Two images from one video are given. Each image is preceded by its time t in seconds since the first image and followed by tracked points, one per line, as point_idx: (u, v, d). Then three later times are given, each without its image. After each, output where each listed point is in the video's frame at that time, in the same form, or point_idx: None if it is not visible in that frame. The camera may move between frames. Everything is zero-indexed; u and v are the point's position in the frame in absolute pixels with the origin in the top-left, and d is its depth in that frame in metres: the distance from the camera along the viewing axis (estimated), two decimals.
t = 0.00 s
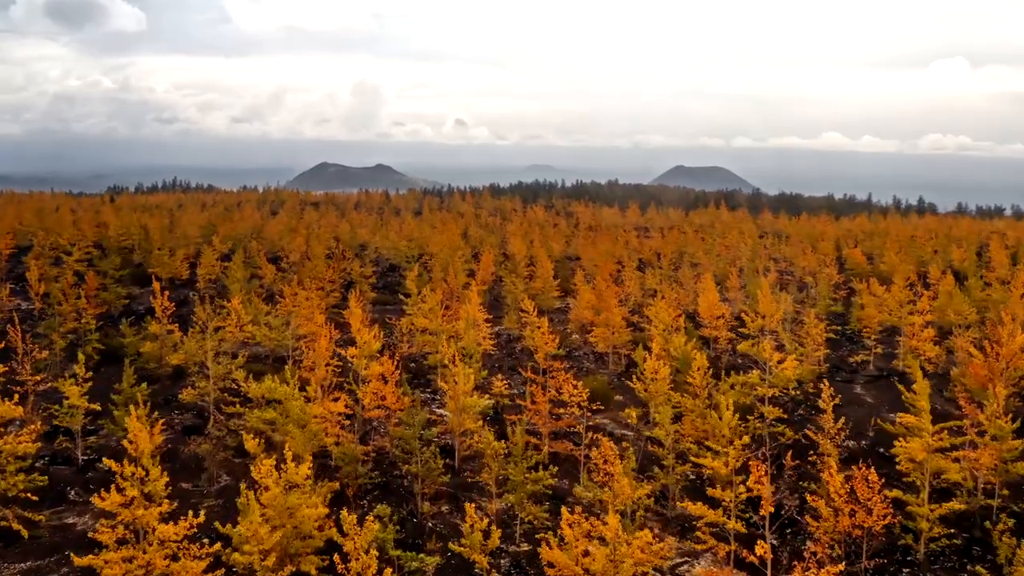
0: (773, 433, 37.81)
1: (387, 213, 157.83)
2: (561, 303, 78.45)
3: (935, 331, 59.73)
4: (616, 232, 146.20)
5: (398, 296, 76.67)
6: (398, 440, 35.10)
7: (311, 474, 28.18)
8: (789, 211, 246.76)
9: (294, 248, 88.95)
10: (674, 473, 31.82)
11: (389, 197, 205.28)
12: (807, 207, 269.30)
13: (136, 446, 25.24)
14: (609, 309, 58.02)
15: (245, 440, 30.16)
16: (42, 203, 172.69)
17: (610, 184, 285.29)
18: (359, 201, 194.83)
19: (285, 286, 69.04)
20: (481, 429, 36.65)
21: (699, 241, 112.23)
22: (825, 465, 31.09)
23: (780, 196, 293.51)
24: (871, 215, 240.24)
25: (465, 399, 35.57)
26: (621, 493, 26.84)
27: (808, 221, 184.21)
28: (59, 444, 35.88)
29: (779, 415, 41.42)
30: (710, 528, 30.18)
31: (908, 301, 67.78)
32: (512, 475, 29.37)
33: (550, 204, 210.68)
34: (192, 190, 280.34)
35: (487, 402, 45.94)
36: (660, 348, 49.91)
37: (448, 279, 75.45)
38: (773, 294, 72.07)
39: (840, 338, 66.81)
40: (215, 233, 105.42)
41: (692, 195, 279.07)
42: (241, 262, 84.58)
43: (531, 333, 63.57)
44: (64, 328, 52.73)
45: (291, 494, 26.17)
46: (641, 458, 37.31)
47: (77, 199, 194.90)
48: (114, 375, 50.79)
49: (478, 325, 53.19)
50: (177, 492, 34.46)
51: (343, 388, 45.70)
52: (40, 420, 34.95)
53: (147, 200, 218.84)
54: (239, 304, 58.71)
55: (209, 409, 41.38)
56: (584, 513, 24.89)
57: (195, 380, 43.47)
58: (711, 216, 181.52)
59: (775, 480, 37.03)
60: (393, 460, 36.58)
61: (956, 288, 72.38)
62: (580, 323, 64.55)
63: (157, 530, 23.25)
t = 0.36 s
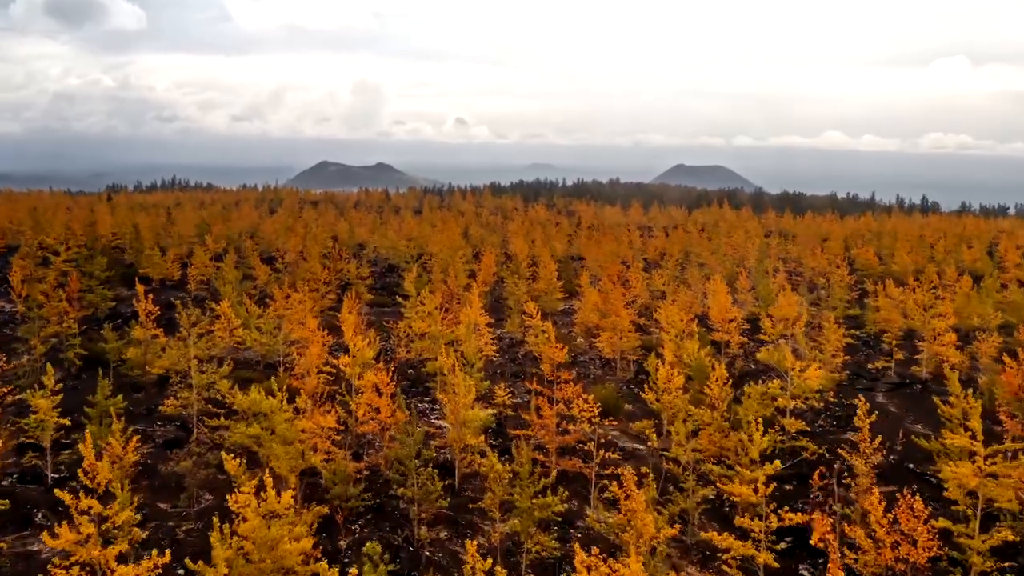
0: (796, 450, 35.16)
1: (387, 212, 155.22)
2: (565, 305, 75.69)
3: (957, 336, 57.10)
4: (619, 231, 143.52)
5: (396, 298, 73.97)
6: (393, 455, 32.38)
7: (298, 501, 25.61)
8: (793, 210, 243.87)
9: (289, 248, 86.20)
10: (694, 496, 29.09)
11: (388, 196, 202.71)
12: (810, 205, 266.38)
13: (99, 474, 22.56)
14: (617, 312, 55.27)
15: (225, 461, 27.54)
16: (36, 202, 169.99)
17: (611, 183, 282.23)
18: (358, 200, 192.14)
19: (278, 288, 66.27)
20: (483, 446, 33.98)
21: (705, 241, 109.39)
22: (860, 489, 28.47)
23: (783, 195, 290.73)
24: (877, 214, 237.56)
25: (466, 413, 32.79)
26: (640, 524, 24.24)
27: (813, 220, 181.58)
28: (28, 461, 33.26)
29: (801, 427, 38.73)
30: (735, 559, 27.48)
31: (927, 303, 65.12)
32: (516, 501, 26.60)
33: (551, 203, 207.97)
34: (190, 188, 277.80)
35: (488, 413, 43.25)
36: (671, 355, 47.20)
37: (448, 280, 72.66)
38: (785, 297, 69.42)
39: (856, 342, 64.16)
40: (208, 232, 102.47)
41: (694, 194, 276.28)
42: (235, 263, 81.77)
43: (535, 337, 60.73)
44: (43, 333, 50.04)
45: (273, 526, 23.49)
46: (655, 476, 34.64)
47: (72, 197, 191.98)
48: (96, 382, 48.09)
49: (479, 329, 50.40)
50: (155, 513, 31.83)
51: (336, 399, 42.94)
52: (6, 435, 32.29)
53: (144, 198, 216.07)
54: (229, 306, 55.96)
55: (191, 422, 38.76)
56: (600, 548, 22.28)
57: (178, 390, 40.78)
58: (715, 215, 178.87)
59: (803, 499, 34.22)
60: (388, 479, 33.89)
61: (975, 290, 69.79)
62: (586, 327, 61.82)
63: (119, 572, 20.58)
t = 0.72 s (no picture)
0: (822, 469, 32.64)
1: (386, 211, 152.44)
2: (570, 307, 73.05)
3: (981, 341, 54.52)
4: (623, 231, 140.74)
5: (394, 300, 71.27)
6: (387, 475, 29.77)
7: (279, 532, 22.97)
8: (798, 209, 240.89)
9: (285, 248, 83.55)
10: (717, 523, 26.47)
11: (388, 194, 199.94)
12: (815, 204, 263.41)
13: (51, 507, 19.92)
14: (625, 315, 52.66)
15: (200, 486, 24.94)
16: (31, 200, 167.36)
17: (613, 181, 279.31)
18: (358, 198, 189.34)
19: (271, 289, 63.67)
20: (485, 466, 31.41)
21: (711, 240, 106.72)
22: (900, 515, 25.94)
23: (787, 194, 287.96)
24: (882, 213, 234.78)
25: (466, 429, 30.20)
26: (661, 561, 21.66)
27: (819, 219, 178.83)
28: None
29: (826, 442, 36.15)
30: None
31: (947, 306, 62.47)
32: (522, 531, 23.97)
33: (553, 202, 205.11)
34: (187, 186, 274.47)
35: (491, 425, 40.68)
36: (684, 362, 44.64)
37: (448, 282, 70.01)
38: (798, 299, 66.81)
39: (873, 347, 61.52)
40: (202, 231, 99.71)
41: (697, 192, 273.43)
42: (228, 263, 79.09)
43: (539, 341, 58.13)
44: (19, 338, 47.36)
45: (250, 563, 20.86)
46: (672, 497, 32.06)
47: (66, 195, 188.93)
48: (75, 391, 45.47)
49: (481, 334, 47.81)
50: (128, 539, 29.26)
51: (328, 409, 40.37)
52: None
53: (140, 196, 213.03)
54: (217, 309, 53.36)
55: (171, 436, 36.19)
56: None
57: (159, 402, 38.17)
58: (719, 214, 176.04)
59: (833, 523, 31.60)
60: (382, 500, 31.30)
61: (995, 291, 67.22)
62: (592, 331, 59.21)
63: None
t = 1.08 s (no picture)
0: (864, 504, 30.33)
1: (386, 211, 149.87)
2: (574, 309, 70.42)
3: (1007, 346, 51.95)
4: (626, 229, 138.16)
5: (391, 303, 68.68)
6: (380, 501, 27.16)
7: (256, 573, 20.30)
8: (803, 207, 238.00)
9: (280, 247, 80.92)
10: (746, 556, 23.78)
11: (387, 193, 197.32)
12: (819, 203, 260.39)
13: None
14: (633, 320, 50.05)
15: (167, 516, 22.27)
16: (26, 199, 164.76)
17: (616, 180, 276.40)
18: (358, 197, 186.78)
19: (263, 291, 61.03)
20: (486, 488, 28.78)
21: (717, 240, 104.11)
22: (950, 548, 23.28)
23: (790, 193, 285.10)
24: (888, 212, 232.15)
25: (467, 448, 27.52)
26: None
27: (825, 218, 176.21)
28: None
29: (855, 459, 33.51)
30: None
31: (968, 309, 59.96)
32: (531, 570, 21.32)
33: (554, 200, 202.23)
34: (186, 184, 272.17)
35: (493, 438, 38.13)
36: (698, 370, 42.01)
37: (448, 284, 67.39)
38: (811, 302, 64.20)
39: (891, 352, 59.04)
40: (196, 230, 97.03)
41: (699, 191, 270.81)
42: (220, 264, 76.43)
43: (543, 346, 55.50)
44: None
45: None
46: (691, 522, 29.46)
47: (62, 193, 186.08)
48: (52, 402, 42.86)
49: (482, 340, 45.17)
50: (94, 572, 26.61)
51: (319, 422, 37.79)
52: None
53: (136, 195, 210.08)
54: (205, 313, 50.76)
55: (149, 453, 33.69)
56: None
57: (136, 417, 35.48)
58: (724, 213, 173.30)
59: (868, 554, 29.27)
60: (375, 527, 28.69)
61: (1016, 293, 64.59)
62: (598, 336, 56.60)
63: None
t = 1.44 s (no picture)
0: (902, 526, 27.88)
1: (385, 211, 147.16)
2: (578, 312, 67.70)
3: None
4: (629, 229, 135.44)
5: (388, 306, 65.92)
6: (369, 532, 24.55)
7: None
8: (807, 207, 235.17)
9: (273, 248, 78.15)
10: None
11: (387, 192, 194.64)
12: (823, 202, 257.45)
13: None
14: (643, 326, 47.34)
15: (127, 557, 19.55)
16: (19, 199, 162.02)
17: (617, 179, 273.58)
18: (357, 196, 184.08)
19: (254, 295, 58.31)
20: (487, 517, 26.11)
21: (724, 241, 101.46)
22: None
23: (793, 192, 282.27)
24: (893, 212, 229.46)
25: (466, 475, 24.89)
26: None
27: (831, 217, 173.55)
28: None
29: (890, 480, 30.84)
30: None
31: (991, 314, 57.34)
32: None
33: (555, 200, 199.47)
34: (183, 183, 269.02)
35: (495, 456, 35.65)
36: (713, 381, 39.33)
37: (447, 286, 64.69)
38: (826, 306, 61.56)
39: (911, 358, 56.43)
40: (188, 230, 94.21)
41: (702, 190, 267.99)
42: (211, 267, 73.67)
43: (547, 353, 52.74)
44: None
45: None
46: (715, 556, 26.75)
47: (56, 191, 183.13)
48: (24, 414, 40.10)
49: (483, 348, 42.35)
50: None
51: (307, 438, 35.13)
52: None
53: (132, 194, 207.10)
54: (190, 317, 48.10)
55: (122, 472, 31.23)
56: None
57: (109, 434, 32.72)
58: (728, 213, 170.51)
59: None
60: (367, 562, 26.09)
61: None
62: (604, 341, 53.93)
63: None
